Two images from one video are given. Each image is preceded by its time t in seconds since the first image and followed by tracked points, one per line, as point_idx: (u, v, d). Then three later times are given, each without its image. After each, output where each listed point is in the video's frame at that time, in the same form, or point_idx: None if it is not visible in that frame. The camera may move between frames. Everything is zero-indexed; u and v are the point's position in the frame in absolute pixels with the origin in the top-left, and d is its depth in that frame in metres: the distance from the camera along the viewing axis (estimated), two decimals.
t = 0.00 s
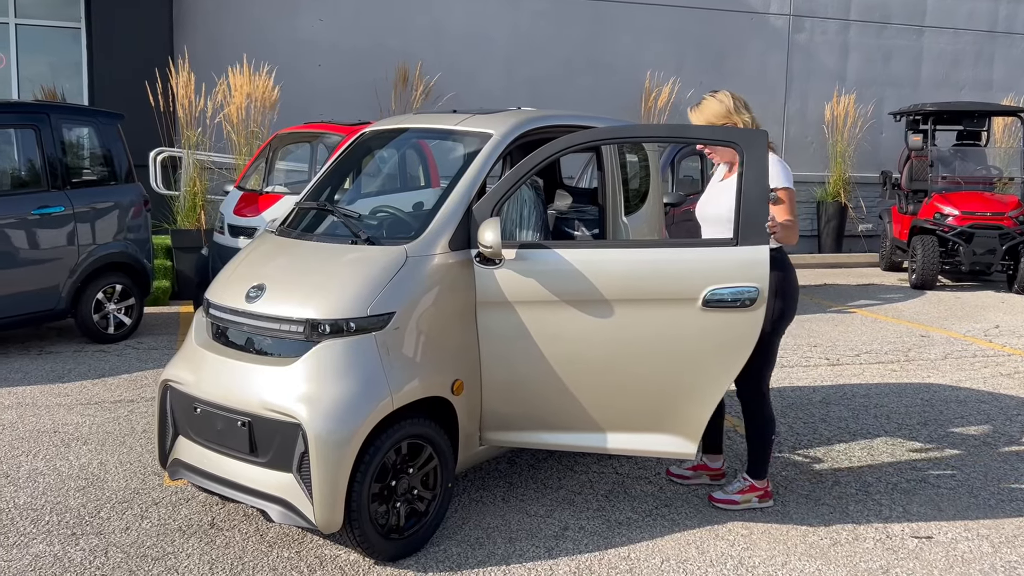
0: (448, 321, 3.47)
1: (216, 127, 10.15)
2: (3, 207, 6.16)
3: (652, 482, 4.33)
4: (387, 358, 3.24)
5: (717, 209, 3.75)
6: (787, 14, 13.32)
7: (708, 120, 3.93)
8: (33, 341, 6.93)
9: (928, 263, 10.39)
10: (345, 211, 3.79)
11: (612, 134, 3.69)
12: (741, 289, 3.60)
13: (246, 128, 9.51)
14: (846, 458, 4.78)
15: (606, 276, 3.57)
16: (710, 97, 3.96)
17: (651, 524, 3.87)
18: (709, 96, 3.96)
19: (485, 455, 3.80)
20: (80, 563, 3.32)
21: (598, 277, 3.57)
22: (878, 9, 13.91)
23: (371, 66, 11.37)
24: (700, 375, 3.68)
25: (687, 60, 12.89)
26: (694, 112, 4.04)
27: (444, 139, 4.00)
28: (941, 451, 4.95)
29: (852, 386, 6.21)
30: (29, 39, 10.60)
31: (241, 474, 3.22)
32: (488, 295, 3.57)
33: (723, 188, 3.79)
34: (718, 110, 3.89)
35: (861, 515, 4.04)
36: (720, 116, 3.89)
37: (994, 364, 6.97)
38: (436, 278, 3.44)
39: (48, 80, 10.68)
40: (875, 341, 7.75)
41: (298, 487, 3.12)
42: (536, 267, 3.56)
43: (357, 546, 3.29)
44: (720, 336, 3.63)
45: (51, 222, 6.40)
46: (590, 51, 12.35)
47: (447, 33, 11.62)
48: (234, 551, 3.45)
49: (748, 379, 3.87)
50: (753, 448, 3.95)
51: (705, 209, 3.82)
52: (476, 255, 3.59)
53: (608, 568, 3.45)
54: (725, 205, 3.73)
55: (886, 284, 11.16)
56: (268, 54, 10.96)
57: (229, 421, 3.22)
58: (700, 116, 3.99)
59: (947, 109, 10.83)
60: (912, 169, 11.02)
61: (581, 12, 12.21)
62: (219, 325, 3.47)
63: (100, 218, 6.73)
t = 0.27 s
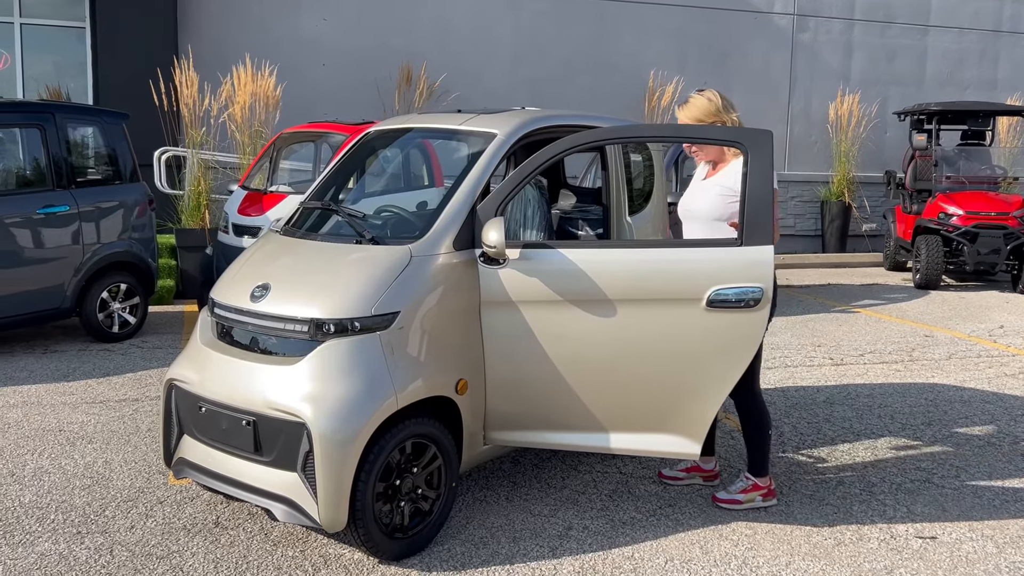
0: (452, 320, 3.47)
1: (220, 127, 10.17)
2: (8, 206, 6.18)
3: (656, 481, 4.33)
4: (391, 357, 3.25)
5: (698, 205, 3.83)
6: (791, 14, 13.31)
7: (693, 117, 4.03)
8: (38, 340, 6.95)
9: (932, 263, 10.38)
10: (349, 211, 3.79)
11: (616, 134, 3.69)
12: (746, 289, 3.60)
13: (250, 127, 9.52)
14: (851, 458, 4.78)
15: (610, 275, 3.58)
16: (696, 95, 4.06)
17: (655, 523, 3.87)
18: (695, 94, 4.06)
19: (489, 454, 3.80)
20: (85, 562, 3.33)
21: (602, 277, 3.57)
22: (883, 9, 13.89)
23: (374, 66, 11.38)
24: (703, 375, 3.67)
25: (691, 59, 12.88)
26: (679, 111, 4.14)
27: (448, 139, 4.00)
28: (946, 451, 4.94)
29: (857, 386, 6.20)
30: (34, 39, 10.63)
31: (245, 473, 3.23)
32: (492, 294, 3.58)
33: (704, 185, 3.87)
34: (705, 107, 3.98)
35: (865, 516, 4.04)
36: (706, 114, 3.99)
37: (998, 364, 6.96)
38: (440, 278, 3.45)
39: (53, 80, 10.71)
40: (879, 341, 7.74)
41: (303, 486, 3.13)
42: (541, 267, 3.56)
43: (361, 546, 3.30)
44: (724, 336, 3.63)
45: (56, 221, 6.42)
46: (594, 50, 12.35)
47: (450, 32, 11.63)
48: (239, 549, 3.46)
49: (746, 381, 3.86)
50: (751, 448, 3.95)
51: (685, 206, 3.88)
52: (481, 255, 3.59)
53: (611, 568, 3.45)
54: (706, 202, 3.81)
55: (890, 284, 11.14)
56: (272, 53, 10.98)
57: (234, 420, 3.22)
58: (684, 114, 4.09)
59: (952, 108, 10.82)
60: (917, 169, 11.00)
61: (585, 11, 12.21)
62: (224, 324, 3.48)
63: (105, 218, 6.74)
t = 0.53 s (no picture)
0: (457, 320, 3.47)
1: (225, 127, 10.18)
2: (14, 206, 6.19)
3: (661, 482, 4.33)
4: (396, 357, 3.25)
5: (683, 204, 3.88)
6: (797, 14, 13.29)
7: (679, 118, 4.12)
8: (44, 339, 6.97)
9: (938, 263, 10.36)
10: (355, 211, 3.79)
11: (621, 134, 3.69)
12: (751, 290, 3.60)
13: (255, 127, 9.53)
14: (856, 459, 4.77)
15: (615, 275, 3.57)
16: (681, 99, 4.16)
17: (660, 524, 3.87)
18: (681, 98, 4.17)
19: (494, 454, 3.81)
20: (92, 561, 3.34)
21: (607, 277, 3.57)
22: (888, 9, 13.86)
23: (379, 65, 11.39)
24: (708, 375, 3.67)
25: (695, 59, 12.86)
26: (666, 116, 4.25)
27: (453, 139, 4.00)
28: (951, 452, 4.92)
29: (862, 387, 6.19)
30: (40, 39, 10.65)
31: (251, 472, 3.23)
32: (497, 294, 3.58)
33: (689, 185, 3.90)
34: (692, 108, 4.09)
35: (870, 516, 4.04)
36: (695, 115, 4.10)
37: (1003, 365, 6.94)
38: (445, 278, 3.45)
39: (58, 79, 10.73)
40: (884, 342, 7.72)
41: (308, 486, 3.14)
42: (547, 267, 3.56)
43: (366, 545, 3.30)
44: (729, 336, 3.63)
45: (62, 221, 6.43)
46: (599, 50, 12.35)
47: (455, 32, 11.63)
48: (244, 549, 3.47)
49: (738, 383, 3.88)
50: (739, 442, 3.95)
51: (672, 205, 3.92)
52: (486, 255, 3.59)
53: (616, 568, 3.45)
54: (690, 202, 3.86)
55: (895, 285, 11.13)
56: (276, 53, 10.99)
57: (239, 420, 3.23)
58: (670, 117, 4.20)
59: (957, 108, 10.78)
60: (922, 169, 10.98)
61: (589, 11, 12.21)
62: (230, 324, 3.48)
63: (111, 217, 6.75)
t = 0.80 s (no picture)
0: (463, 320, 3.47)
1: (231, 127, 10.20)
2: (20, 206, 6.21)
3: (665, 482, 4.32)
4: (402, 357, 3.25)
5: (675, 204, 3.98)
6: (802, 14, 13.27)
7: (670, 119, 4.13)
8: (50, 338, 6.99)
9: (943, 263, 10.34)
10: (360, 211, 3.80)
11: (626, 134, 3.69)
12: (756, 290, 3.59)
13: (260, 127, 9.55)
14: (862, 460, 4.76)
15: (620, 276, 3.57)
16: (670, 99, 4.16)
17: (665, 524, 3.86)
18: (671, 98, 4.17)
19: (499, 454, 3.81)
20: (98, 560, 3.35)
21: (612, 277, 3.57)
22: (894, 9, 13.83)
23: (384, 65, 11.40)
24: (713, 376, 3.67)
25: (700, 59, 12.85)
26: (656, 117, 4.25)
27: (458, 139, 4.00)
28: (957, 453, 4.91)
29: (867, 388, 6.17)
30: (46, 39, 10.68)
31: (257, 472, 3.24)
32: (502, 294, 3.58)
33: (681, 185, 4.00)
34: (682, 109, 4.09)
35: (876, 517, 4.03)
36: (688, 115, 4.10)
37: (1010, 366, 6.93)
38: (451, 278, 3.45)
39: (64, 79, 10.76)
40: (889, 342, 7.71)
41: (314, 486, 3.14)
42: (552, 267, 3.56)
43: (371, 545, 3.30)
44: (734, 337, 3.63)
45: (67, 220, 6.45)
46: (604, 50, 12.34)
47: (460, 32, 11.64)
48: (249, 548, 3.48)
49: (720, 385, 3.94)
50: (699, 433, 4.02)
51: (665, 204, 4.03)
52: (491, 255, 3.59)
53: (621, 568, 3.45)
54: (682, 201, 3.96)
55: (901, 285, 11.10)
56: (282, 53, 11.00)
57: (245, 419, 3.23)
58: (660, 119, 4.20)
59: (963, 108, 10.75)
60: (927, 169, 10.96)
61: (594, 11, 12.20)
62: (236, 324, 3.49)
63: (116, 217, 6.77)
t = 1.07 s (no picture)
0: (468, 320, 3.47)
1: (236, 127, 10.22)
2: (26, 205, 6.23)
3: (670, 483, 4.31)
4: (407, 357, 3.25)
5: (663, 206, 4.03)
6: (807, 14, 13.25)
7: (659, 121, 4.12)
8: (56, 337, 7.01)
9: (949, 264, 10.31)
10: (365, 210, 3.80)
11: (631, 134, 3.68)
12: (762, 291, 3.59)
13: (265, 127, 9.56)
14: (867, 461, 4.75)
15: (625, 275, 3.57)
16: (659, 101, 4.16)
17: (669, 525, 3.86)
18: (661, 99, 4.15)
19: (504, 454, 3.81)
20: (103, 559, 3.35)
21: (617, 278, 3.57)
22: (899, 9, 13.80)
23: (389, 66, 11.41)
24: (719, 377, 3.66)
25: (705, 59, 12.83)
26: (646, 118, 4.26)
27: (463, 139, 4.00)
28: (963, 455, 4.89)
29: (872, 388, 6.16)
30: (52, 39, 10.71)
31: (262, 471, 3.24)
32: (508, 294, 3.58)
33: (670, 187, 4.06)
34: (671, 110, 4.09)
35: (882, 519, 4.02)
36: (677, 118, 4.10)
37: (1015, 367, 6.91)
38: (455, 278, 3.45)
39: (70, 79, 10.79)
40: (895, 343, 7.69)
41: (319, 485, 3.14)
42: (558, 267, 3.56)
43: (376, 545, 3.30)
44: (739, 337, 3.62)
45: (73, 220, 6.46)
46: (609, 51, 12.33)
47: (465, 32, 11.64)
48: (254, 548, 3.48)
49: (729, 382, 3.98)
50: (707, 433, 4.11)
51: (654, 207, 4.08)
52: (496, 255, 3.59)
53: (625, 569, 3.45)
54: (670, 203, 4.00)
55: (906, 285, 11.08)
56: (287, 53, 11.01)
57: (250, 419, 3.24)
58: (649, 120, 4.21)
59: (969, 109, 10.72)
60: (933, 170, 10.93)
61: (599, 11, 12.19)
62: (241, 324, 3.49)
63: (122, 217, 6.78)
